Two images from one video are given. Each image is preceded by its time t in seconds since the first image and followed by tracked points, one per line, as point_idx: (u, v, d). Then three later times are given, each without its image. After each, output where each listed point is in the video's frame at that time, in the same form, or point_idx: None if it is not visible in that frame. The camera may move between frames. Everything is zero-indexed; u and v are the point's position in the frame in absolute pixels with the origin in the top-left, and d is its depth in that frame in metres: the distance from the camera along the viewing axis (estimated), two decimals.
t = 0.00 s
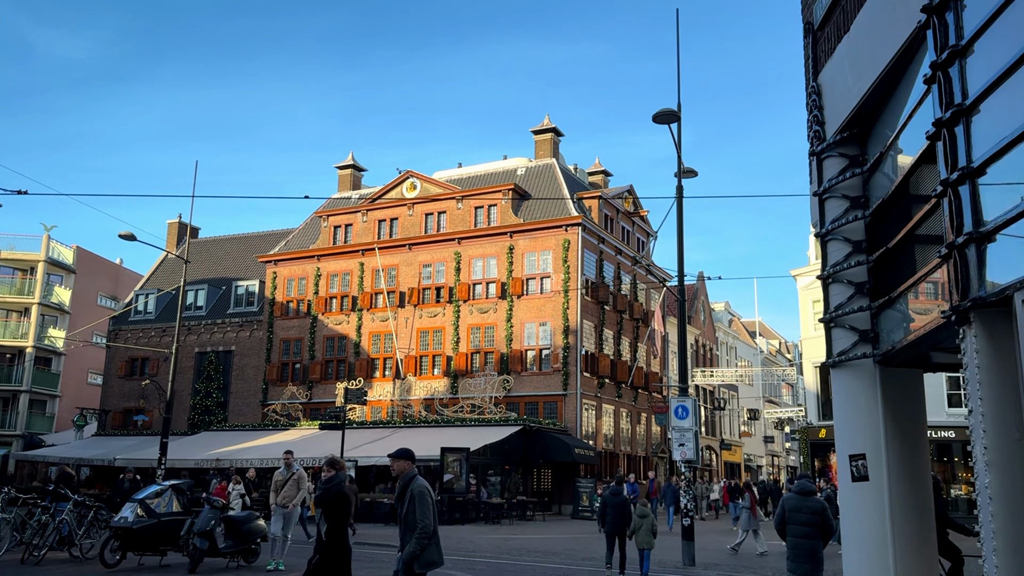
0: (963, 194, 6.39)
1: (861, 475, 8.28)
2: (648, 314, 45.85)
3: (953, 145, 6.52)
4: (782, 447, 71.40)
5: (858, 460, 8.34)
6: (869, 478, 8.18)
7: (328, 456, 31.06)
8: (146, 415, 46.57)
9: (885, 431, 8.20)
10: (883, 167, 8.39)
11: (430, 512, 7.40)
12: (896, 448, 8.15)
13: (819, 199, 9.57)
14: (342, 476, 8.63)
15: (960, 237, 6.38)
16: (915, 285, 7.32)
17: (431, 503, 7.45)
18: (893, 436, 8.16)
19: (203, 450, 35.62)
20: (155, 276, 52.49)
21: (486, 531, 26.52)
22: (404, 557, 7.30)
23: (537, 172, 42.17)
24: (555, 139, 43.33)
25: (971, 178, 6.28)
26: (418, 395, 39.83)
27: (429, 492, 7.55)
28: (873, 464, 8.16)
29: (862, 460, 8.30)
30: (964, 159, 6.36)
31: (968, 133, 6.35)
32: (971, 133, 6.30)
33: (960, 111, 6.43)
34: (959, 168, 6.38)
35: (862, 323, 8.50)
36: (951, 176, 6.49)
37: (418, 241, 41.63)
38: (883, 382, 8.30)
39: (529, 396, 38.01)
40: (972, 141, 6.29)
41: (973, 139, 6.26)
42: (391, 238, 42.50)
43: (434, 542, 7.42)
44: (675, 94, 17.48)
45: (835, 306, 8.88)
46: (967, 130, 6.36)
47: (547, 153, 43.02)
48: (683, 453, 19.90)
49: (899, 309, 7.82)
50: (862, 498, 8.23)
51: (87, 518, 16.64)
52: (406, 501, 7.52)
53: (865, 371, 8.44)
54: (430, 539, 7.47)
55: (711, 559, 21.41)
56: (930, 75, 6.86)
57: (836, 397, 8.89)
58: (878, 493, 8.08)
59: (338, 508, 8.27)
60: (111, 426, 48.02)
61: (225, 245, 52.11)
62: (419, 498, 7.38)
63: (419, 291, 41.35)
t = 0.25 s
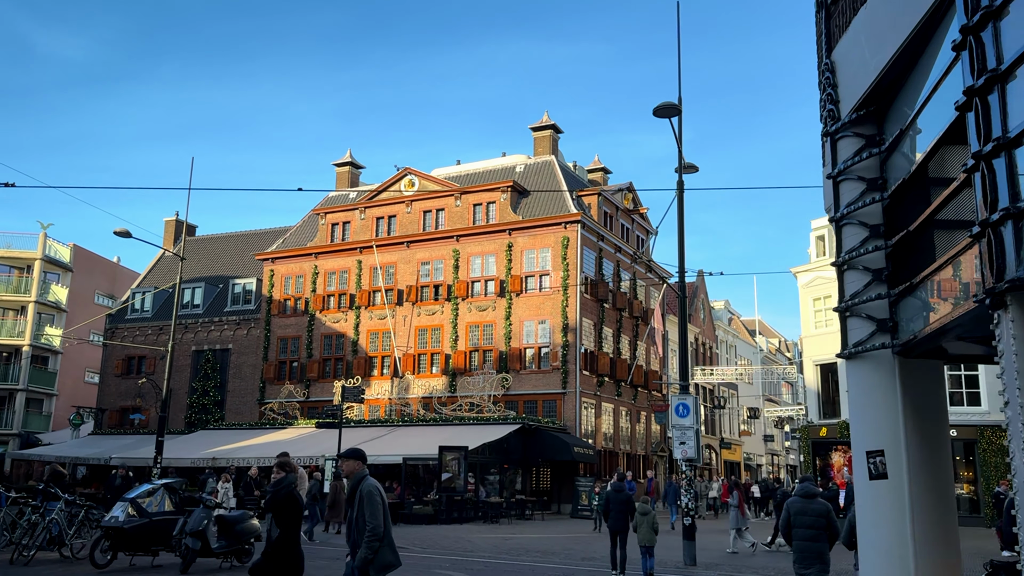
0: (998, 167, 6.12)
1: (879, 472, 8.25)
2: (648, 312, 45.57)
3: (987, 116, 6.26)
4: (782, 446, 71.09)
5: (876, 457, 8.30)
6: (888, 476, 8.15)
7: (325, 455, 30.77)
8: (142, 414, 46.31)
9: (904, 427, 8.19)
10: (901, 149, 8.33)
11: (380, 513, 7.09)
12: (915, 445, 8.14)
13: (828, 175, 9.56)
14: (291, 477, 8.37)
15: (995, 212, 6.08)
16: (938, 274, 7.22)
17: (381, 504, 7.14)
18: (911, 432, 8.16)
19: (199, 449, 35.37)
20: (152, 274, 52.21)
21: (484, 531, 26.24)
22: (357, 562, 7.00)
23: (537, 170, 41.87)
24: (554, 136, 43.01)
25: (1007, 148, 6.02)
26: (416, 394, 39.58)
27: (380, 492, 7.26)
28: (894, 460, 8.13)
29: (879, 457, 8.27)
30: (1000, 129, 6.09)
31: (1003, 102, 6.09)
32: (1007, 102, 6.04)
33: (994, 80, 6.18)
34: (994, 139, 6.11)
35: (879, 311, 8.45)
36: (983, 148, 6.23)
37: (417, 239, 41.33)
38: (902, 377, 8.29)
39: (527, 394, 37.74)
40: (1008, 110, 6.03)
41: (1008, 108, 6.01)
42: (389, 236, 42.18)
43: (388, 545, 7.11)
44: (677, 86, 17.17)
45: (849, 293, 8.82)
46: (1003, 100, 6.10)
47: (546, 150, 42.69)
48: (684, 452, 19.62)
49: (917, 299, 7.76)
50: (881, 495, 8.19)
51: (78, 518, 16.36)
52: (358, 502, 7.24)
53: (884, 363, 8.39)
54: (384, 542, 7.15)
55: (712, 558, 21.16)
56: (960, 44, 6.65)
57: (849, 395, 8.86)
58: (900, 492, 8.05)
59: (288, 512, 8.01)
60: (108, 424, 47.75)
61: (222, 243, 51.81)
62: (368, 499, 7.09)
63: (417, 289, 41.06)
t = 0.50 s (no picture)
0: None
1: (904, 472, 8.06)
2: (648, 310, 45.28)
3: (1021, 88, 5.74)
4: (783, 444, 70.83)
5: (901, 457, 8.10)
6: (914, 476, 7.97)
7: (322, 454, 30.43)
8: (139, 412, 45.99)
9: (930, 426, 7.98)
10: (927, 128, 8.03)
11: (321, 508, 6.75)
12: (940, 444, 7.94)
13: (849, 157, 9.36)
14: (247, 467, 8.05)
15: None
16: (968, 255, 6.88)
17: (323, 498, 6.80)
18: (937, 431, 7.96)
19: (196, 448, 35.05)
20: (149, 272, 51.86)
21: (483, 530, 25.92)
22: (296, 560, 6.66)
23: (536, 166, 41.54)
24: (554, 132, 42.69)
25: None
26: (415, 392, 39.28)
27: (322, 486, 6.94)
28: (920, 460, 7.94)
29: (904, 456, 8.08)
30: None
31: None
32: None
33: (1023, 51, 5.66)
34: None
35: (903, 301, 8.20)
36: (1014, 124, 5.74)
37: (415, 236, 41.00)
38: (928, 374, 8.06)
39: (527, 392, 37.43)
40: None
41: None
42: (387, 233, 41.83)
43: (329, 543, 6.79)
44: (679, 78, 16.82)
45: (873, 280, 8.54)
46: None
47: (546, 147, 42.35)
48: (686, 450, 19.31)
49: (944, 286, 7.48)
50: (906, 497, 8.01)
51: (68, 517, 16.02)
52: (298, 497, 6.93)
53: (909, 356, 8.19)
54: (325, 539, 6.84)
55: (715, 559, 20.87)
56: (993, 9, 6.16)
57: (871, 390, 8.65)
58: (927, 492, 7.87)
59: (241, 503, 7.62)
60: (104, 423, 47.40)
61: (220, 241, 51.48)
62: (309, 493, 6.76)
63: (416, 286, 40.75)
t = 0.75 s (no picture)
0: None
1: (927, 472, 7.84)
2: (648, 306, 44.97)
3: None
4: (783, 442, 70.56)
5: (924, 457, 7.88)
6: (938, 477, 7.75)
7: (319, 452, 30.13)
8: (135, 409, 45.69)
9: (955, 425, 7.75)
10: (949, 108, 7.81)
11: (260, 510, 6.63)
12: (967, 444, 7.71)
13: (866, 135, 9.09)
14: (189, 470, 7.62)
15: None
16: (995, 244, 6.67)
17: (262, 500, 6.69)
18: (965, 431, 7.72)
19: (192, 445, 34.77)
20: (146, 268, 51.53)
21: (481, 529, 25.63)
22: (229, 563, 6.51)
23: (535, 162, 41.22)
24: (553, 127, 42.34)
25: None
26: (413, 388, 38.97)
27: (262, 487, 6.81)
28: (944, 459, 7.72)
29: (928, 456, 7.86)
30: None
31: None
32: None
33: None
34: None
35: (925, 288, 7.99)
36: None
37: (413, 232, 40.67)
38: (954, 371, 7.83)
39: (526, 389, 37.14)
40: None
41: None
42: (385, 229, 41.50)
43: (265, 547, 6.68)
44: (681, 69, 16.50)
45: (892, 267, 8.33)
46: None
47: (545, 142, 41.99)
48: (687, 448, 19.02)
49: (970, 275, 7.28)
50: (930, 499, 7.79)
51: (57, 517, 15.73)
52: (237, 497, 6.77)
53: (932, 349, 7.96)
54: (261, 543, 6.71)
55: (717, 558, 20.62)
56: None
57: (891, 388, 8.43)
58: (952, 493, 7.65)
59: (185, 507, 7.08)
60: (101, 420, 47.10)
61: (217, 237, 51.14)
62: (249, 493, 6.63)
63: (414, 283, 40.44)
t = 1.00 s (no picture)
0: None
1: (950, 463, 7.98)
2: (648, 301, 44.67)
3: None
4: (782, 437, 70.29)
5: (947, 449, 8.02)
6: (961, 468, 7.89)
7: (315, 447, 29.84)
8: (131, 405, 45.42)
9: (979, 417, 7.90)
10: (972, 77, 7.70)
11: (182, 508, 6.36)
12: (991, 436, 7.85)
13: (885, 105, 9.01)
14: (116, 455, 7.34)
15: None
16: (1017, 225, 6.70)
17: (183, 497, 6.41)
18: (989, 424, 7.86)
19: (188, 441, 34.49)
20: (142, 263, 51.22)
21: (479, 525, 25.37)
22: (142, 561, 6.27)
23: (534, 155, 40.90)
24: (552, 120, 41.97)
25: None
26: (411, 383, 38.69)
27: (186, 482, 6.53)
28: (968, 452, 7.86)
29: (951, 447, 7.99)
30: None
31: None
32: None
33: None
34: None
35: (949, 264, 8.01)
36: None
37: (411, 226, 40.34)
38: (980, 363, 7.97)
39: (524, 384, 36.88)
40: None
41: None
42: (383, 223, 41.19)
43: (184, 546, 6.42)
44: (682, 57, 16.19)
45: (914, 242, 8.35)
46: None
47: (544, 136, 41.64)
48: (687, 443, 18.74)
49: (993, 256, 7.32)
50: (953, 490, 7.94)
51: (46, 513, 15.44)
52: (159, 491, 6.48)
53: (957, 331, 8.08)
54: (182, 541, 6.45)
55: (718, 554, 20.34)
56: None
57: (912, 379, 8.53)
58: (976, 485, 7.80)
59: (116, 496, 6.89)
60: (97, 416, 46.81)
61: (214, 231, 50.81)
62: (168, 489, 6.34)
63: (412, 277, 40.14)
